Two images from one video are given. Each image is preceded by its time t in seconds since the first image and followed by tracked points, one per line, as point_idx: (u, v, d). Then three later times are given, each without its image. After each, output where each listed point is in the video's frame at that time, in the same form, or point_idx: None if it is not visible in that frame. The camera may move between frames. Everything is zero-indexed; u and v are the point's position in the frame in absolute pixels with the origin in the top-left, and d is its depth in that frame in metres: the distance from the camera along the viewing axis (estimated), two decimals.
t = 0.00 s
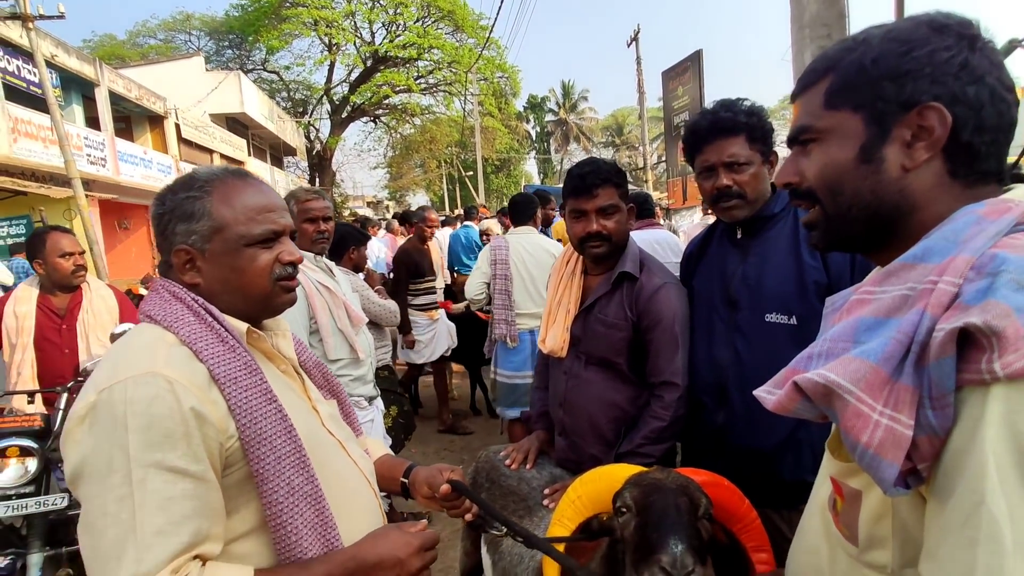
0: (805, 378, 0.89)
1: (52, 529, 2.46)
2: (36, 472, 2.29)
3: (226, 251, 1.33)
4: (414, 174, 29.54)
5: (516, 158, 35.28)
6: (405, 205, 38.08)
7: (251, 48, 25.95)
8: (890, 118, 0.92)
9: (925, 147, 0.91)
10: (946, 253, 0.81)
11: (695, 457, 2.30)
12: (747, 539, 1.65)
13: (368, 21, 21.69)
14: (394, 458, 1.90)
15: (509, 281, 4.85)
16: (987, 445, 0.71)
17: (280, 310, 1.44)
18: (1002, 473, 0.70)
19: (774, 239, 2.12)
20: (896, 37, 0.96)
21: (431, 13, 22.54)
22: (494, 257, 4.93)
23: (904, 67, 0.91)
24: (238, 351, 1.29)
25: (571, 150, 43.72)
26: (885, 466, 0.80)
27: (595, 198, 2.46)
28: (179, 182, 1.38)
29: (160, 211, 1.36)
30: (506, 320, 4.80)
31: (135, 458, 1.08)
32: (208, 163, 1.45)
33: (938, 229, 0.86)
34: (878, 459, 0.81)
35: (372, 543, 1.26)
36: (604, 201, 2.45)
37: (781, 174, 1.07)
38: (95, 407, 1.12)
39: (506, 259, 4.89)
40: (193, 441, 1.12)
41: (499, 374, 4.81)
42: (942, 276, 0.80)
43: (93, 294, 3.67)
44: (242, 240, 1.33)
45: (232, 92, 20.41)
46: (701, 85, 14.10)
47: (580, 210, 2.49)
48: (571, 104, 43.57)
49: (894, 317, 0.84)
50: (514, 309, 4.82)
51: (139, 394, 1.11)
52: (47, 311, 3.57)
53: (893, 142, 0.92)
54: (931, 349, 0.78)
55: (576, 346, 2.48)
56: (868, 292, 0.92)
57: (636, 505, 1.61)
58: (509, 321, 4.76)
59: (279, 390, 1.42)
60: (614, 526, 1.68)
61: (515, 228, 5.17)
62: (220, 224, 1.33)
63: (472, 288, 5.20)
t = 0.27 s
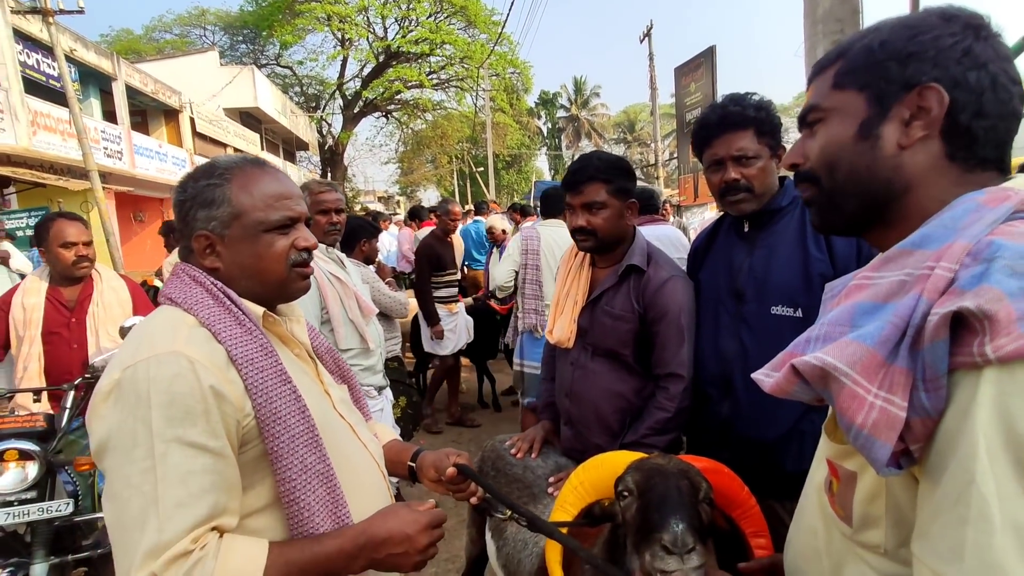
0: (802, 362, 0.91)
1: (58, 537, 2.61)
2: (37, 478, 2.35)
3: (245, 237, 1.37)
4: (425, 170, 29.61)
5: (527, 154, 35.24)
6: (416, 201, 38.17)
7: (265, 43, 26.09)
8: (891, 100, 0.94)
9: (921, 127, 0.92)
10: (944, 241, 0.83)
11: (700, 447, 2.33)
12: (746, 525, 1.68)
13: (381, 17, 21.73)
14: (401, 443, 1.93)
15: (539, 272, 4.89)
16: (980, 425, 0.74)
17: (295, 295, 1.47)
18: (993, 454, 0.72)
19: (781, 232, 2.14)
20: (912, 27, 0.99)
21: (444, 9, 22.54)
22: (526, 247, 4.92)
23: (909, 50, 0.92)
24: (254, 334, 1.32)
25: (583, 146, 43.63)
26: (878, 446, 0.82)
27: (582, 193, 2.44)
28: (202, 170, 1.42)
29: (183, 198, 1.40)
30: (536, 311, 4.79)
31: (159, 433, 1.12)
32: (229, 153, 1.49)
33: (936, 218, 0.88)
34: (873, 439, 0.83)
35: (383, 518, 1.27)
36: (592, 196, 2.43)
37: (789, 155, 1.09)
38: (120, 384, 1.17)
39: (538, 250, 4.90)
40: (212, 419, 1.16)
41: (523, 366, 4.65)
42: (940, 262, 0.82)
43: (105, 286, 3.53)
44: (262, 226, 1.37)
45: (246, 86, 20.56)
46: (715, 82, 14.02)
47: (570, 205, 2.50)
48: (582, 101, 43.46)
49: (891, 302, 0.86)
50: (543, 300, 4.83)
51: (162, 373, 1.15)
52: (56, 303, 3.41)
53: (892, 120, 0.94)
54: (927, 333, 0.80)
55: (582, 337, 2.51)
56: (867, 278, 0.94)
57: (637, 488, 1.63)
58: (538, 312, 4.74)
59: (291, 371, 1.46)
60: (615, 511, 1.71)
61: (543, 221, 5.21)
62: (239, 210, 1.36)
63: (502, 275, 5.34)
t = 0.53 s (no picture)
0: (792, 350, 0.91)
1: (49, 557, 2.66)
2: (13, 496, 2.35)
3: (245, 230, 1.39)
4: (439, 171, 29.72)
5: (540, 155, 35.23)
6: (431, 202, 38.31)
7: (282, 46, 26.37)
8: (890, 90, 0.93)
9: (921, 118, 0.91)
10: (940, 228, 0.82)
11: (704, 446, 2.31)
12: (746, 523, 1.66)
13: (397, 19, 21.87)
14: (402, 438, 1.93)
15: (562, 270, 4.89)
16: (966, 414, 0.73)
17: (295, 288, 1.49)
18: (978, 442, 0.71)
19: (788, 230, 2.12)
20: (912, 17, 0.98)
21: (458, 10, 22.64)
22: (549, 245, 4.95)
23: (908, 41, 0.91)
24: (253, 326, 1.34)
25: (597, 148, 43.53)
26: (866, 434, 0.82)
27: (578, 190, 2.47)
28: (203, 163, 1.44)
29: (184, 191, 1.42)
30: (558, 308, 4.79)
31: (156, 422, 1.14)
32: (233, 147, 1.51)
33: (932, 207, 0.86)
34: (860, 427, 0.82)
35: (378, 511, 1.27)
36: (587, 193, 2.45)
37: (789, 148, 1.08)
38: (120, 373, 1.19)
39: (560, 249, 4.94)
40: (208, 409, 1.17)
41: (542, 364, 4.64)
42: (932, 249, 0.81)
43: (106, 287, 3.35)
44: (261, 219, 1.39)
45: (263, 88, 20.78)
46: (728, 83, 13.94)
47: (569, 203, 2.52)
48: (596, 102, 43.38)
49: (883, 290, 0.85)
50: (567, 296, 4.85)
51: (161, 362, 1.17)
52: (53, 304, 3.25)
53: (892, 113, 0.93)
54: (915, 320, 0.79)
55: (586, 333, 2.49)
56: (861, 267, 0.93)
57: (636, 483, 1.62)
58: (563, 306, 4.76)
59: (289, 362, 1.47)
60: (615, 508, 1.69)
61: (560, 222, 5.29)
62: (240, 203, 1.38)
63: (524, 274, 5.16)
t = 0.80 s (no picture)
0: (753, 370, 0.88)
1: None
2: None
3: (223, 246, 1.39)
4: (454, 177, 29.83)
5: (556, 161, 35.20)
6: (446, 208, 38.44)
7: (300, 53, 26.68)
8: (870, 102, 0.90)
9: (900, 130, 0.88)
10: (911, 248, 0.79)
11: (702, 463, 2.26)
12: (733, 548, 1.62)
13: (413, 27, 22.04)
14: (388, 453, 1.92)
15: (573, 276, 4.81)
16: (927, 445, 0.70)
17: (275, 302, 1.49)
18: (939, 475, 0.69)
19: (789, 244, 2.08)
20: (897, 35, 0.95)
21: (475, 18, 22.75)
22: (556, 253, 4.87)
23: (891, 53, 0.89)
24: (226, 344, 1.34)
25: (613, 153, 43.40)
26: (826, 460, 0.79)
27: (571, 202, 2.46)
28: (186, 178, 1.44)
29: (165, 206, 1.42)
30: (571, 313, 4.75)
31: (121, 443, 1.13)
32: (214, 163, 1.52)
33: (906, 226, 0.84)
34: (819, 453, 0.79)
35: (349, 535, 1.26)
36: (580, 205, 2.43)
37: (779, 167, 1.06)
38: (88, 394, 1.18)
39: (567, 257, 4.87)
40: (176, 430, 1.17)
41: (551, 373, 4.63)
42: (899, 270, 0.78)
43: (74, 302, 2.95)
44: (239, 234, 1.39)
45: (282, 95, 21.02)
46: (743, 90, 13.84)
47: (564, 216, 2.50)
48: (613, 108, 43.28)
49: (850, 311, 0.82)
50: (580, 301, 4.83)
51: (129, 382, 1.16)
52: (19, 324, 2.89)
53: (870, 123, 0.90)
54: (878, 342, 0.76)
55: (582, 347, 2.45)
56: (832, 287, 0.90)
57: (618, 506, 1.61)
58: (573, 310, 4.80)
59: (265, 379, 1.46)
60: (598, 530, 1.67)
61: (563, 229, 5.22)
62: (217, 218, 1.38)
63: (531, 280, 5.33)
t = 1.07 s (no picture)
0: (719, 401, 0.86)
1: None
2: None
3: (200, 265, 1.40)
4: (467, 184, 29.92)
5: (568, 169, 35.20)
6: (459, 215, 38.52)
7: (315, 62, 26.95)
8: (815, 145, 0.87)
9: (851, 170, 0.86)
10: (876, 272, 0.77)
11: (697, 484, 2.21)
12: None
13: (427, 35, 22.20)
14: (373, 471, 1.89)
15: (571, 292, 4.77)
16: (889, 476, 0.68)
17: (255, 320, 1.49)
18: (903, 507, 0.67)
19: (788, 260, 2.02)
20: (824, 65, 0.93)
21: (488, 26, 22.88)
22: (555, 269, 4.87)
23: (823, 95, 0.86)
24: (201, 366, 1.34)
25: (626, 161, 43.30)
26: (793, 495, 0.77)
27: (579, 214, 2.44)
28: (161, 198, 1.45)
29: (143, 225, 1.43)
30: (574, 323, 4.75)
31: (85, 468, 1.13)
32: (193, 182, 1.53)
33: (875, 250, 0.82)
34: (786, 486, 0.77)
35: (319, 561, 1.26)
36: (591, 218, 2.42)
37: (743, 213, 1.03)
38: (56, 418, 1.18)
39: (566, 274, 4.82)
40: (142, 453, 1.17)
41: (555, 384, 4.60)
42: (864, 294, 0.76)
43: (34, 320, 2.60)
44: (215, 253, 1.39)
45: (296, 103, 21.23)
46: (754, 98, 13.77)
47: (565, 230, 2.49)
48: (625, 115, 43.24)
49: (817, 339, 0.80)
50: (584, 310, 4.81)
51: (96, 406, 1.16)
52: None
53: (822, 168, 0.88)
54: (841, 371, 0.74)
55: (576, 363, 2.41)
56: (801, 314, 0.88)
57: (607, 528, 1.57)
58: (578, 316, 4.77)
59: (241, 401, 1.45)
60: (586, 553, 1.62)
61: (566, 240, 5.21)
62: (194, 237, 1.39)
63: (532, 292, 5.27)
